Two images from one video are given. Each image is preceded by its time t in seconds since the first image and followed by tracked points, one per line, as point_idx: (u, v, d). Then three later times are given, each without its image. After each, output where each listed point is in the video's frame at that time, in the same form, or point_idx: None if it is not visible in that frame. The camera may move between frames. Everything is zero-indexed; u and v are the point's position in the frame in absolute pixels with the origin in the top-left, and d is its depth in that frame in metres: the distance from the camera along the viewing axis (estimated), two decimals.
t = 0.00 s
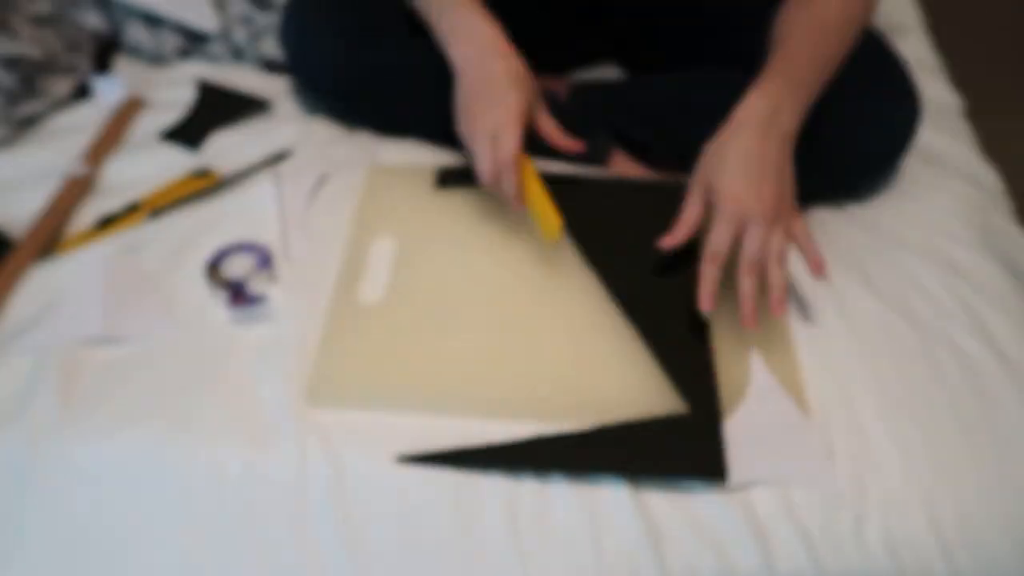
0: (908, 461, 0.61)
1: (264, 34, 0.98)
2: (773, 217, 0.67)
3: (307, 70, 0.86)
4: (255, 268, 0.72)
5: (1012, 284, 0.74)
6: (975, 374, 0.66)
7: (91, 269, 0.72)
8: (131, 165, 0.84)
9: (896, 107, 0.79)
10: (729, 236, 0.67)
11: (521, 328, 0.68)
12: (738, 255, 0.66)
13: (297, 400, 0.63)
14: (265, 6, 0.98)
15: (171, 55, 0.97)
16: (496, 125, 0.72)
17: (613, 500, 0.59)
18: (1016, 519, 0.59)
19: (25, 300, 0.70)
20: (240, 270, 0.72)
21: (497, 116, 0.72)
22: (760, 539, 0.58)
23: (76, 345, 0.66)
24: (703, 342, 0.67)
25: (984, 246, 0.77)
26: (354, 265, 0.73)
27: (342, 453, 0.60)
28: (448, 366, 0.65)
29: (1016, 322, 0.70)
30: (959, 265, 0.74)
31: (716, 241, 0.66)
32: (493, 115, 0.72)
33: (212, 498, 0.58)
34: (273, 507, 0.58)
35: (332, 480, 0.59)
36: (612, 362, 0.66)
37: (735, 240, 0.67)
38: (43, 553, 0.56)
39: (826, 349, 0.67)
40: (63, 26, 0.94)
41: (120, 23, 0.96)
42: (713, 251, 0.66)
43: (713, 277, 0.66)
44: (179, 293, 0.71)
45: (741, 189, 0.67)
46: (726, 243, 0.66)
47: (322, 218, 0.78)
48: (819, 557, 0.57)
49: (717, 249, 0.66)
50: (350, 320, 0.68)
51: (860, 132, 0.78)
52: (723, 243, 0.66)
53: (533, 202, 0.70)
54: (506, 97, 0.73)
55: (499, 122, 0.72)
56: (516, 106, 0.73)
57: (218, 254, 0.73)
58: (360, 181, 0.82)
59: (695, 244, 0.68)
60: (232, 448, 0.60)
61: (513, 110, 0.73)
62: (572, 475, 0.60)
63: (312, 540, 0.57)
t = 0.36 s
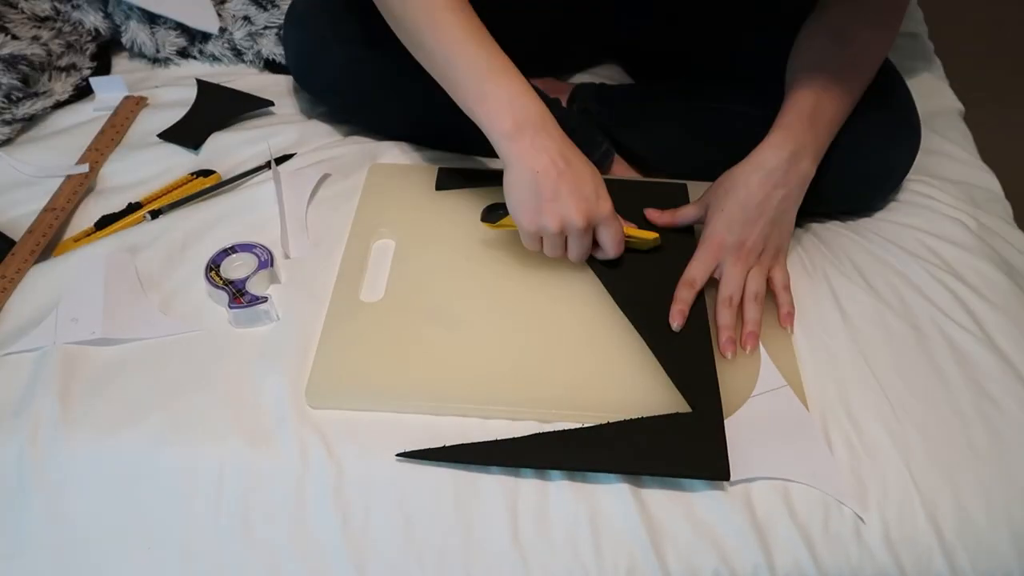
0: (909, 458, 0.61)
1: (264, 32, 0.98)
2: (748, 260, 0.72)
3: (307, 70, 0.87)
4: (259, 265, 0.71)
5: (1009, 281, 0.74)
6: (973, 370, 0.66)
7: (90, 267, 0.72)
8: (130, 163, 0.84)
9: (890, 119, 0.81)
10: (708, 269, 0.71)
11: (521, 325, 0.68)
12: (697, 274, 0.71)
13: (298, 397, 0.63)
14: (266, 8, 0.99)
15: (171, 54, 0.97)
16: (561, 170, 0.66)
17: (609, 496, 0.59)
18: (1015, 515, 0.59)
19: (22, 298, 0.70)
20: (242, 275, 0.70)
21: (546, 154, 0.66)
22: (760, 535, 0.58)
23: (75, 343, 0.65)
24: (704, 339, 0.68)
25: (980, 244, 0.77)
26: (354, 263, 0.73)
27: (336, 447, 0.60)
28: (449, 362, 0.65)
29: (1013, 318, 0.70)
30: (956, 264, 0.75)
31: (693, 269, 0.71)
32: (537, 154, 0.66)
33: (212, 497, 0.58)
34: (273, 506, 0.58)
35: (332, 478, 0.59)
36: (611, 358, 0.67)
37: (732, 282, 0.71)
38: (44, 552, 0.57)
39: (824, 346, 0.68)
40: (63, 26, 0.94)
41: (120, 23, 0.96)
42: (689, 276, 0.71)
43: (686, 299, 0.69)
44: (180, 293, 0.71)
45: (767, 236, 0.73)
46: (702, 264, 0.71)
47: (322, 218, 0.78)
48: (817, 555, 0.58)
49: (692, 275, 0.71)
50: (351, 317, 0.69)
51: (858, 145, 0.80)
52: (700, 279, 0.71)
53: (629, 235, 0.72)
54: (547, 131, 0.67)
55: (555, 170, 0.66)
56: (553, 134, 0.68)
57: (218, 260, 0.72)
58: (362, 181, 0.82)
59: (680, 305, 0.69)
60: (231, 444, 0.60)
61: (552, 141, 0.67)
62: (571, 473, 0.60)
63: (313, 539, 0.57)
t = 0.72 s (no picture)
0: (908, 458, 0.61)
1: (263, 32, 0.98)
2: (738, 303, 0.70)
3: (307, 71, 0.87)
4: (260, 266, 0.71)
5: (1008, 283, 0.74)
6: (971, 370, 0.66)
7: (90, 267, 0.72)
8: (130, 162, 0.84)
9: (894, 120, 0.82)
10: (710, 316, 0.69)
11: (522, 325, 0.69)
12: (704, 319, 0.68)
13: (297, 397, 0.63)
14: (264, 7, 0.99)
15: (170, 54, 0.97)
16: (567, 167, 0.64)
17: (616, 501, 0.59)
18: (1013, 515, 0.60)
19: (23, 297, 0.70)
20: (243, 275, 0.70)
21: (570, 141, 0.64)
22: (760, 534, 0.58)
23: (75, 343, 0.66)
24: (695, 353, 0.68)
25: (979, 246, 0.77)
26: (355, 263, 0.74)
27: (336, 447, 0.61)
28: (450, 363, 0.65)
29: (1012, 318, 0.71)
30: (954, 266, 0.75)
31: (700, 316, 0.68)
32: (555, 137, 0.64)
33: (213, 497, 0.58)
34: (274, 506, 0.58)
35: (333, 478, 0.59)
36: (611, 358, 0.67)
37: (723, 321, 0.69)
38: (45, 552, 0.57)
39: (824, 347, 0.68)
40: (63, 26, 0.94)
41: (120, 23, 0.96)
42: (689, 318, 0.69)
43: (680, 342, 0.67)
44: (180, 293, 0.71)
45: (769, 263, 0.73)
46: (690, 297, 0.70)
47: (323, 219, 0.78)
48: (817, 554, 0.58)
49: (697, 318, 0.68)
50: (352, 317, 0.69)
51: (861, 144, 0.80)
52: (704, 323, 0.68)
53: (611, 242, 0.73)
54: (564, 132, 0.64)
55: (560, 166, 0.64)
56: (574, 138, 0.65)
57: (218, 260, 0.72)
58: (363, 182, 0.82)
59: (672, 346, 0.66)
60: (232, 444, 0.60)
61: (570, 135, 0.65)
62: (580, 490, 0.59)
63: (313, 539, 0.57)
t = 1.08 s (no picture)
0: (908, 458, 0.61)
1: (262, 31, 0.98)
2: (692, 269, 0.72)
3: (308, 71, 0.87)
4: (259, 264, 0.71)
5: (1008, 282, 0.74)
6: (971, 370, 0.66)
7: (90, 267, 0.72)
8: (130, 163, 0.84)
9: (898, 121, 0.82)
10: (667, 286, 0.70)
11: (522, 325, 0.69)
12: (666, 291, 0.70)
13: (296, 397, 0.63)
14: (264, 6, 0.98)
15: (170, 54, 0.97)
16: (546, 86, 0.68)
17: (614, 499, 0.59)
18: (1014, 514, 0.59)
19: (23, 298, 0.70)
20: (243, 275, 0.70)
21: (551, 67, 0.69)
22: (760, 534, 0.58)
23: (76, 343, 0.66)
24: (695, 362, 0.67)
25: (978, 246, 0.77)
26: (354, 263, 0.74)
27: (335, 447, 0.60)
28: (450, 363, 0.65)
29: (1013, 317, 0.71)
30: (953, 266, 0.75)
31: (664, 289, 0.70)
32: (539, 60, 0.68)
33: (213, 497, 0.58)
34: (274, 505, 0.58)
35: (333, 478, 0.59)
36: (610, 358, 0.67)
37: (687, 289, 0.70)
38: (44, 552, 0.57)
39: (824, 347, 0.68)
40: (63, 26, 0.94)
41: (120, 23, 0.96)
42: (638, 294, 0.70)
43: (661, 322, 0.68)
44: (180, 293, 0.71)
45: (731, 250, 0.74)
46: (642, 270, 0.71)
47: (323, 219, 0.78)
48: (817, 554, 0.58)
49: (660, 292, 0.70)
50: (352, 318, 0.69)
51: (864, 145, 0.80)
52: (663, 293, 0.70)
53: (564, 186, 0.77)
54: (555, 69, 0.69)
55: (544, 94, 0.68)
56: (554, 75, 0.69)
57: (218, 260, 0.72)
58: (363, 182, 0.82)
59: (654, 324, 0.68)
60: (233, 443, 0.60)
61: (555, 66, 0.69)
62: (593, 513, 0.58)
63: (313, 538, 0.57)
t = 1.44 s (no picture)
0: (909, 459, 0.61)
1: (262, 31, 0.97)
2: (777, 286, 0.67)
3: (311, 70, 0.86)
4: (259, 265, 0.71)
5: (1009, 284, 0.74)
6: (975, 371, 0.66)
7: (90, 267, 0.72)
8: (130, 163, 0.84)
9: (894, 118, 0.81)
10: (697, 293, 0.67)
11: (522, 327, 0.68)
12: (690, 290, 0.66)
13: (297, 398, 0.63)
14: (264, 5, 0.98)
15: (170, 54, 0.97)
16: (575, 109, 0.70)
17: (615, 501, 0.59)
18: (1015, 515, 0.59)
19: (23, 298, 0.70)
20: (243, 275, 0.70)
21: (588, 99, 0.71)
22: (760, 535, 0.58)
23: (75, 343, 0.66)
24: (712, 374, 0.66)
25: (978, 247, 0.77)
26: (354, 263, 0.73)
27: (335, 447, 0.60)
28: (451, 363, 0.65)
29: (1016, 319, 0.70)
30: (953, 267, 0.75)
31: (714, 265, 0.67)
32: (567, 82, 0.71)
33: (212, 497, 0.58)
34: (273, 506, 0.58)
35: (333, 479, 0.59)
36: (610, 359, 0.67)
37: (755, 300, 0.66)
38: (44, 552, 0.57)
39: (825, 348, 0.68)
40: (63, 26, 0.94)
41: (120, 23, 0.96)
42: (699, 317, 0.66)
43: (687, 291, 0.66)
44: (180, 293, 0.71)
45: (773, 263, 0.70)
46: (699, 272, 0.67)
47: (323, 219, 0.78)
48: (817, 555, 0.58)
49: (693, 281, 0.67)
50: (352, 319, 0.68)
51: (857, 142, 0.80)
52: (690, 287, 0.67)
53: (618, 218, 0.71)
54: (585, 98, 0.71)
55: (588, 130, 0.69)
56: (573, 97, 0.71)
57: (218, 260, 0.72)
58: (363, 181, 0.82)
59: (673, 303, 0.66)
60: (233, 444, 0.60)
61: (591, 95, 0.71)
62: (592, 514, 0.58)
63: (313, 539, 0.57)
